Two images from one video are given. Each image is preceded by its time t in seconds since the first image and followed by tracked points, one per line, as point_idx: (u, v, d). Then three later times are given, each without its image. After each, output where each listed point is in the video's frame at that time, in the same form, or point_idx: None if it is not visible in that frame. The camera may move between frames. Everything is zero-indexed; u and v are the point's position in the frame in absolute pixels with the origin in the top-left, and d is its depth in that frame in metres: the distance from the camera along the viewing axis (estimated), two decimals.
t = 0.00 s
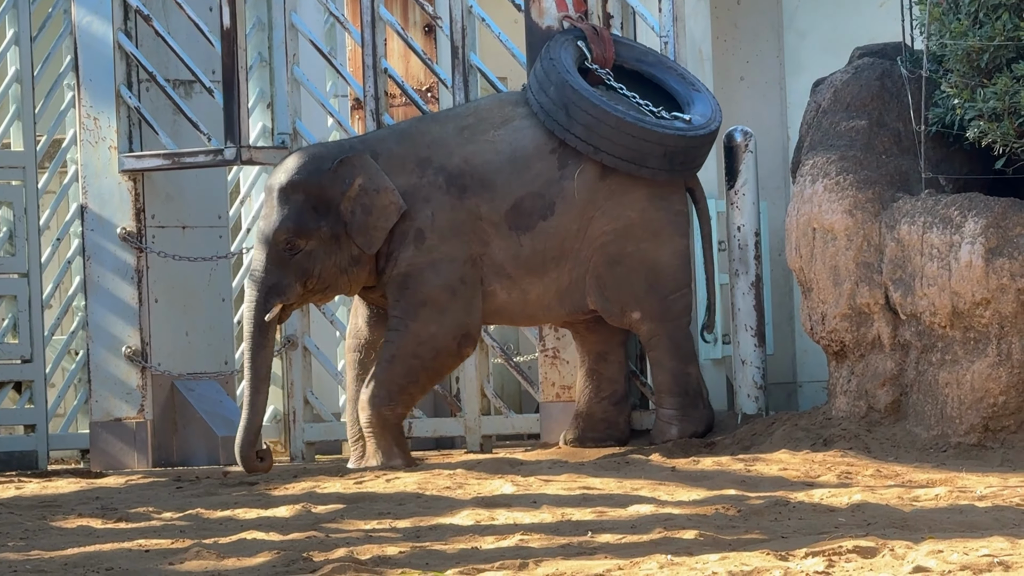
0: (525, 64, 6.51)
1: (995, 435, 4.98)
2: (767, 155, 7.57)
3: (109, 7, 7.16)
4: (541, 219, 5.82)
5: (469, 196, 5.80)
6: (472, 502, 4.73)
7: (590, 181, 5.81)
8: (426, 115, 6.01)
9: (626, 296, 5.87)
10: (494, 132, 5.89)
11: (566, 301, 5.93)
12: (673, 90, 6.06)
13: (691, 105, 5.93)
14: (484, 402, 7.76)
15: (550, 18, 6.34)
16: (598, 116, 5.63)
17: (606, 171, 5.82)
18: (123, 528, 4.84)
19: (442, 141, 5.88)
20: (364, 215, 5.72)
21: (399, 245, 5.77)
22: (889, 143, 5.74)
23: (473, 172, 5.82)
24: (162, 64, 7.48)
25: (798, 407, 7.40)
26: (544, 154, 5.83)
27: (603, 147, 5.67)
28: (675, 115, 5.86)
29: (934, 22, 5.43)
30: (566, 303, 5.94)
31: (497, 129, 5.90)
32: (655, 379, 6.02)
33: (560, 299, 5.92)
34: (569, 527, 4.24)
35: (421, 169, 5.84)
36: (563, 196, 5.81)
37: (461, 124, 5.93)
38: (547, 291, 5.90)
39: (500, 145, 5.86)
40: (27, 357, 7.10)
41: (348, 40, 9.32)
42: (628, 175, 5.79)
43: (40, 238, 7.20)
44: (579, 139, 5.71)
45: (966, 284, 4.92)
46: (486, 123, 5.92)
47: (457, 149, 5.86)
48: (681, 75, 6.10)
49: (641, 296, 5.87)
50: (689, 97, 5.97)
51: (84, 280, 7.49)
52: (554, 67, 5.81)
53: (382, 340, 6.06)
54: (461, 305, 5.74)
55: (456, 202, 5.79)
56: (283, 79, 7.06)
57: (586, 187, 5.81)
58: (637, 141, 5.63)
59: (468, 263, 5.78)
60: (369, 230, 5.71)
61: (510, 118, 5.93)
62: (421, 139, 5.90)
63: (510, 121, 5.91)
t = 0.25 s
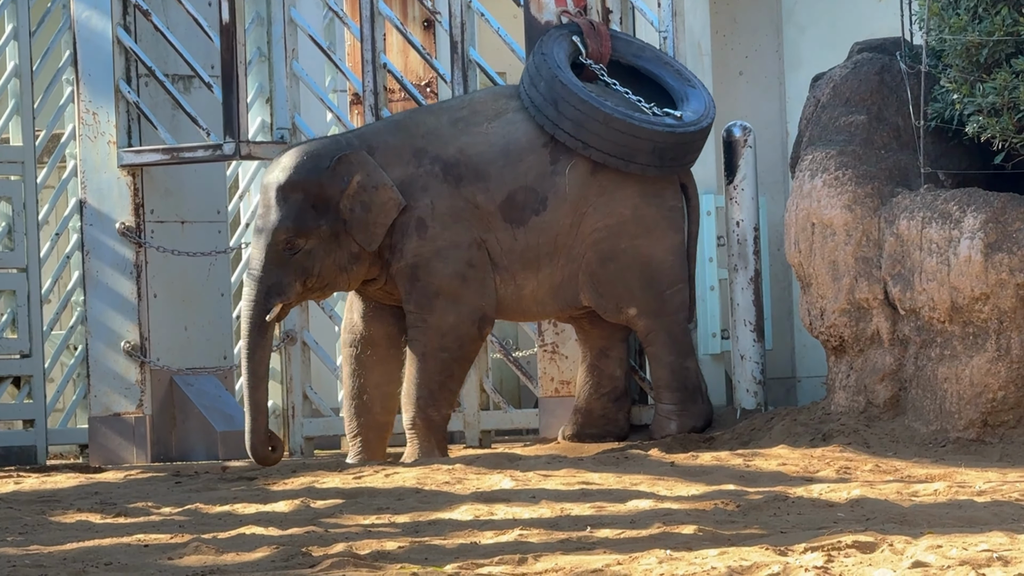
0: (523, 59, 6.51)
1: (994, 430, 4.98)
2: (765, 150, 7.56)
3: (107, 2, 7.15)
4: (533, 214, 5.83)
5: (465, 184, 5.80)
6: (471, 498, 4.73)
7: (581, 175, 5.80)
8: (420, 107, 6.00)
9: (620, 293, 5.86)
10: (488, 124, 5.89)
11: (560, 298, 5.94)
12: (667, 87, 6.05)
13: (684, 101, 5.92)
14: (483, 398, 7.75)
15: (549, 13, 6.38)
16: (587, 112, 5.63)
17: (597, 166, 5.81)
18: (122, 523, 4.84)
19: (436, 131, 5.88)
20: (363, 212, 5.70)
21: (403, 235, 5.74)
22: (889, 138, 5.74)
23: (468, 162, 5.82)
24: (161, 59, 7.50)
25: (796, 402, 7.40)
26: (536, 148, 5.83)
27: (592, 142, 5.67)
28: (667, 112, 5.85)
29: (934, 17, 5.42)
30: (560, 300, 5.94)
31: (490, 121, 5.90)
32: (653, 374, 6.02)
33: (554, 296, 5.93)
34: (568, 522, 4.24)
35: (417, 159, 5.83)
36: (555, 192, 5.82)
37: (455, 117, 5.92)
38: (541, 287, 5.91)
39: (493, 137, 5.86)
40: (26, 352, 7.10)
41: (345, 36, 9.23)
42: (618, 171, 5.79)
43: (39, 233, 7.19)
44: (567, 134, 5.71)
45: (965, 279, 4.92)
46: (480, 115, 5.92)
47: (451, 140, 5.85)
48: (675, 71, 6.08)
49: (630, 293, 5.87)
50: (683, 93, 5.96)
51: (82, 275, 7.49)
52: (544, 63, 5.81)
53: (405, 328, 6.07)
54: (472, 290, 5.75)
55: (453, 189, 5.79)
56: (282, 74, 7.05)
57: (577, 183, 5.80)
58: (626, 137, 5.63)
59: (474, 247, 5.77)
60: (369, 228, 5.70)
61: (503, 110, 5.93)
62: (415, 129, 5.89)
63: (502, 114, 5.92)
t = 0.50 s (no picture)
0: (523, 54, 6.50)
1: (994, 426, 4.98)
2: (764, 145, 7.55)
3: None
4: (530, 208, 5.82)
5: (464, 175, 5.80)
6: (470, 493, 4.73)
7: (576, 172, 5.80)
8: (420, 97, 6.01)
9: (619, 288, 5.87)
10: (485, 118, 5.89)
11: (557, 293, 5.95)
12: (663, 86, 6.05)
13: (680, 100, 5.92)
14: (483, 392, 7.75)
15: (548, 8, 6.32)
16: (583, 108, 5.63)
17: (594, 162, 5.81)
18: (122, 518, 4.84)
19: (434, 121, 5.88)
20: (368, 201, 5.70)
21: (402, 226, 5.74)
22: (889, 133, 5.74)
23: (466, 153, 5.81)
24: (161, 54, 7.47)
25: (795, 398, 7.40)
26: (534, 141, 5.83)
27: (588, 138, 5.68)
28: (663, 110, 5.85)
29: (933, 12, 5.42)
30: (557, 295, 5.95)
31: (488, 114, 5.90)
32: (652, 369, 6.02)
33: (550, 291, 5.95)
34: (568, 518, 4.24)
35: (416, 149, 5.83)
36: (551, 186, 5.81)
37: (453, 109, 5.92)
38: (536, 283, 5.93)
39: (491, 130, 5.85)
40: (25, 348, 7.10)
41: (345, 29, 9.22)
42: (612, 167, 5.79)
43: (38, 228, 7.19)
44: (562, 129, 5.71)
45: (964, 275, 4.92)
46: (477, 108, 5.92)
47: (450, 129, 5.86)
48: (671, 69, 6.09)
49: (625, 288, 5.86)
50: (680, 92, 5.96)
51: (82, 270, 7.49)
52: (542, 57, 5.81)
53: (394, 330, 6.06)
54: (461, 283, 5.74)
55: (452, 178, 5.79)
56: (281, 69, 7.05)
57: (573, 178, 5.80)
58: (621, 134, 5.64)
59: (468, 239, 5.77)
60: (375, 217, 5.69)
61: (501, 104, 5.93)
62: (412, 118, 5.90)
63: (500, 107, 5.91)
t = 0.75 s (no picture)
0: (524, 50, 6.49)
1: (995, 422, 4.98)
2: (765, 141, 7.54)
3: None
4: (531, 202, 5.82)
5: (467, 167, 5.79)
6: (471, 489, 4.73)
7: (578, 169, 5.81)
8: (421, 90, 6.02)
9: (619, 284, 5.86)
10: (487, 112, 5.88)
11: (557, 288, 5.94)
12: (664, 87, 6.06)
13: (681, 101, 5.93)
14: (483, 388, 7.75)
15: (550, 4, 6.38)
16: (591, 105, 5.63)
17: (595, 159, 5.82)
18: (123, 514, 4.84)
19: (437, 114, 5.88)
20: (379, 193, 5.68)
21: (406, 218, 5.74)
22: (889, 129, 5.73)
23: (470, 146, 5.81)
24: (162, 50, 7.47)
25: (796, 394, 7.40)
26: (535, 135, 5.82)
27: (593, 135, 5.68)
28: (665, 110, 5.86)
29: (934, 8, 5.41)
30: (558, 289, 5.94)
31: (489, 108, 5.89)
32: (653, 364, 6.03)
33: (550, 286, 5.94)
34: (568, 514, 4.25)
35: (420, 141, 5.83)
36: (553, 181, 5.81)
37: (454, 103, 5.92)
38: (537, 277, 5.91)
39: (493, 124, 5.84)
40: (26, 344, 7.09)
41: (347, 26, 9.22)
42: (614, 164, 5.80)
43: (38, 224, 7.19)
44: (567, 125, 5.71)
45: (966, 271, 4.92)
46: (478, 102, 5.91)
47: (453, 123, 5.86)
48: (671, 70, 6.10)
49: (623, 284, 5.86)
50: (681, 93, 5.97)
51: (83, 265, 7.49)
52: (549, 52, 5.81)
53: (394, 326, 6.05)
54: (462, 277, 5.73)
55: (455, 171, 5.79)
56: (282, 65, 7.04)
57: (575, 175, 5.81)
58: (627, 133, 5.65)
59: (470, 233, 5.77)
60: (386, 210, 5.68)
61: (503, 98, 5.92)
62: (415, 112, 5.90)
63: (501, 102, 5.90)
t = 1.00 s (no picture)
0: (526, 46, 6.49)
1: (996, 418, 4.97)
2: (766, 138, 7.54)
3: None
4: (532, 197, 5.84)
5: (472, 162, 5.81)
6: (472, 485, 4.74)
7: (580, 165, 5.84)
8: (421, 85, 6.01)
9: (621, 279, 5.87)
10: (489, 107, 5.89)
11: (556, 281, 5.98)
12: (664, 86, 6.08)
13: (681, 102, 5.96)
14: (485, 384, 7.73)
15: None
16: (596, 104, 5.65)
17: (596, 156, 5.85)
18: (124, 510, 4.84)
19: (441, 109, 5.89)
20: (392, 187, 5.66)
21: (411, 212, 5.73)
22: (890, 125, 5.73)
23: (474, 140, 5.82)
24: (163, 46, 7.45)
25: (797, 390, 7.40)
26: (539, 132, 5.84)
27: (597, 134, 5.71)
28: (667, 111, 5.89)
29: (935, 5, 5.42)
30: (557, 283, 5.98)
31: (492, 104, 5.90)
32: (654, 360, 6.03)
33: (549, 280, 5.98)
34: (569, 510, 4.25)
35: (424, 136, 5.82)
36: (555, 177, 5.84)
37: (457, 98, 5.92)
38: (536, 271, 5.95)
39: (497, 119, 5.85)
40: (28, 339, 7.10)
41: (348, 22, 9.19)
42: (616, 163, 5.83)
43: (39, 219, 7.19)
44: (571, 123, 5.74)
45: (967, 267, 4.92)
46: (481, 97, 5.92)
47: (457, 118, 5.87)
48: (672, 70, 6.12)
49: (624, 280, 5.87)
50: (681, 93, 5.99)
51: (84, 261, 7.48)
52: (555, 49, 5.82)
53: (394, 321, 6.06)
54: (463, 273, 5.74)
55: (460, 165, 5.80)
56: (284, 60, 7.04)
57: (577, 171, 5.84)
58: (631, 134, 5.68)
59: (473, 228, 5.78)
60: (398, 204, 5.66)
61: (505, 94, 5.93)
62: (418, 106, 5.89)
63: (503, 98, 5.91)
